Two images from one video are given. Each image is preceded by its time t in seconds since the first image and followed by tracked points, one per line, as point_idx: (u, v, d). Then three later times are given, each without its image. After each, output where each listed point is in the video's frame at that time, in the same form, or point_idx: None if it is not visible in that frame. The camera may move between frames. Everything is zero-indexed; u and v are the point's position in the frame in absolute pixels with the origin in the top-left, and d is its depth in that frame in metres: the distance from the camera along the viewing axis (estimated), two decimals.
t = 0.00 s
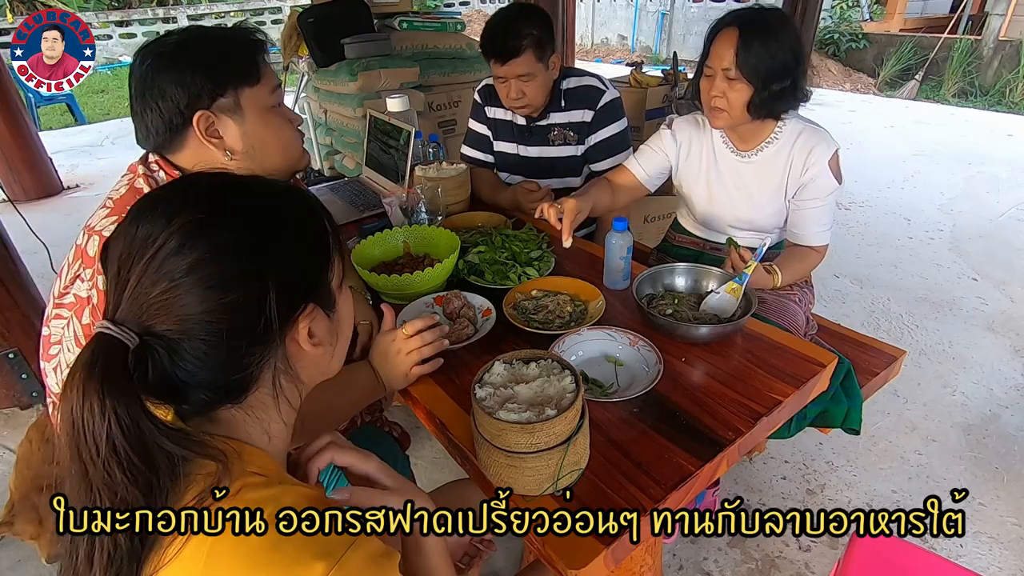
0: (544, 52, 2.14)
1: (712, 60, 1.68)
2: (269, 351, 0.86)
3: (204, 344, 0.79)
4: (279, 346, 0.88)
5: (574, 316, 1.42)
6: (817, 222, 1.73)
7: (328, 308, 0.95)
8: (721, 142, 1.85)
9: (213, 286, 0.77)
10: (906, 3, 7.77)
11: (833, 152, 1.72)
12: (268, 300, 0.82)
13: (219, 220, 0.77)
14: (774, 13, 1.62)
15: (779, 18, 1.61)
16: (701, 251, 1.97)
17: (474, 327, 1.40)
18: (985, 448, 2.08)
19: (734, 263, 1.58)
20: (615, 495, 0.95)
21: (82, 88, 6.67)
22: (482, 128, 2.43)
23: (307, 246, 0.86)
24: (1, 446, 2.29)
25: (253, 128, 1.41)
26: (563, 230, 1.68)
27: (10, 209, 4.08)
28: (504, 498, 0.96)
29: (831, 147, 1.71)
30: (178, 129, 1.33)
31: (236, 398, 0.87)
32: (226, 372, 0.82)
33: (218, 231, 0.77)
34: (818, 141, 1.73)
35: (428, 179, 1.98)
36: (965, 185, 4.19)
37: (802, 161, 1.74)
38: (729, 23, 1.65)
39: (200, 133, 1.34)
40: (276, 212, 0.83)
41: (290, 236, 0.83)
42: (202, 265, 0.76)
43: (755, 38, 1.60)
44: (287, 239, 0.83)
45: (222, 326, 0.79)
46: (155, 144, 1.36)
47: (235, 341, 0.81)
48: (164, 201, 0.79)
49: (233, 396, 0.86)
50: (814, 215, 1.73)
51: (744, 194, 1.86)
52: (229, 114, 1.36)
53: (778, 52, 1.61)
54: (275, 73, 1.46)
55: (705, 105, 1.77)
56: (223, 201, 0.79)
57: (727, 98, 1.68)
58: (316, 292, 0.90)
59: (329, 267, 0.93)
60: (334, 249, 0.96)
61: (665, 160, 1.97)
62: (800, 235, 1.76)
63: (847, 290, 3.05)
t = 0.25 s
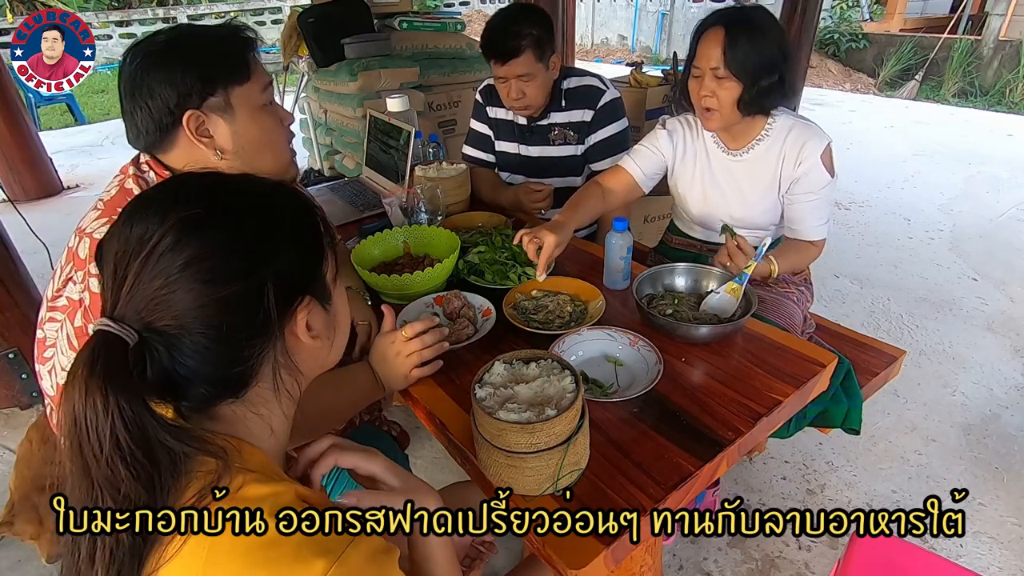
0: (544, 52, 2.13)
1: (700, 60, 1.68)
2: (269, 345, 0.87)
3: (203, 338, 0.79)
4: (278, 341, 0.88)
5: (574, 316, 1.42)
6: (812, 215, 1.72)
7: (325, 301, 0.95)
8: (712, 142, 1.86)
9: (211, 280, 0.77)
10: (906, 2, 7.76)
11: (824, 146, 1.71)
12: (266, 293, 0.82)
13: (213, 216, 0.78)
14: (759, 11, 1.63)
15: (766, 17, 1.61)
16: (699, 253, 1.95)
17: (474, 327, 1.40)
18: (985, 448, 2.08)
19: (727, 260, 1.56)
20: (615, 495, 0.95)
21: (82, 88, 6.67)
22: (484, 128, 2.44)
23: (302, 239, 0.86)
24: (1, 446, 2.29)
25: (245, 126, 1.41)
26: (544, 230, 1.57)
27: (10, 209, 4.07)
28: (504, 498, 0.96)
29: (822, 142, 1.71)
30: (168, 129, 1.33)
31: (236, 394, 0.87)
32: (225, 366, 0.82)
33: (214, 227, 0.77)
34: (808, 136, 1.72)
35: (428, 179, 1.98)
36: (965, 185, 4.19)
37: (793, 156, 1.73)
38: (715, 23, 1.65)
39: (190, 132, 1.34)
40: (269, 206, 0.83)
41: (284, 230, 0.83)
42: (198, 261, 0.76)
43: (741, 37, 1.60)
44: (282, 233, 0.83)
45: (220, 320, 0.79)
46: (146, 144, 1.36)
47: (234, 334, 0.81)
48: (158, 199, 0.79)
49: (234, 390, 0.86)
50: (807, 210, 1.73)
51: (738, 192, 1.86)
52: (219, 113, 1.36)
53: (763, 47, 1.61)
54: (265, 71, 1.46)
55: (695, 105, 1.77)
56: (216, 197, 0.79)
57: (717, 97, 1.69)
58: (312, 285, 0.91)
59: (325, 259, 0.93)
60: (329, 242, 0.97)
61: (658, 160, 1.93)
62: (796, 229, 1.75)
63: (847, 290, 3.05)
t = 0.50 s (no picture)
0: (549, 54, 2.14)
1: (697, 61, 1.68)
2: (278, 341, 0.87)
3: (213, 334, 0.78)
4: (285, 337, 0.88)
5: (574, 316, 1.42)
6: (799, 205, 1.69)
7: (332, 297, 0.95)
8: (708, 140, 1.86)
9: (221, 277, 0.77)
10: (906, 3, 7.75)
11: (819, 138, 1.74)
12: (275, 289, 0.82)
13: (220, 214, 0.78)
14: (753, 8, 1.63)
15: (761, 13, 1.62)
16: (697, 255, 1.94)
17: (474, 327, 1.40)
18: (985, 448, 2.08)
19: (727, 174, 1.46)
20: (615, 495, 0.95)
21: (81, 88, 6.65)
22: (485, 129, 2.43)
23: (307, 235, 0.86)
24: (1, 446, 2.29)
25: (234, 121, 1.41)
26: (539, 236, 1.54)
27: (10, 209, 4.07)
28: (504, 499, 0.96)
29: (816, 135, 1.74)
30: (157, 126, 1.33)
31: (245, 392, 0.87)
32: (236, 362, 0.82)
33: (223, 224, 0.77)
34: (802, 129, 1.75)
35: (428, 179, 1.98)
36: (965, 185, 4.19)
37: (785, 149, 1.76)
38: (711, 22, 1.65)
39: (179, 129, 1.34)
40: (276, 203, 0.83)
41: (289, 226, 0.83)
42: (208, 258, 0.76)
43: (738, 34, 1.61)
44: (287, 228, 0.83)
45: (230, 316, 0.79)
46: (136, 143, 1.36)
47: (243, 330, 0.81)
48: (165, 198, 0.79)
49: (243, 387, 0.86)
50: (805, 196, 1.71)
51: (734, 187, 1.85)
52: (208, 109, 1.35)
53: (760, 44, 1.62)
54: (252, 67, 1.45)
55: (694, 107, 1.78)
56: (222, 196, 0.80)
57: (718, 96, 1.69)
58: (320, 280, 0.91)
59: (330, 256, 0.93)
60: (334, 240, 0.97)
61: (656, 160, 1.92)
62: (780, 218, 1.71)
63: (847, 290, 3.05)
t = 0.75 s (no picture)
0: (552, 55, 2.14)
1: (690, 61, 1.68)
2: (286, 339, 0.87)
3: (222, 333, 0.79)
4: (294, 335, 0.88)
5: (574, 316, 1.42)
6: (790, 196, 1.68)
7: (338, 295, 0.95)
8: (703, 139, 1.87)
9: (230, 276, 0.77)
10: (906, 3, 7.74)
11: (813, 134, 1.74)
12: (283, 287, 0.82)
13: (227, 213, 0.78)
14: (748, 8, 1.62)
15: (754, 12, 1.61)
16: (696, 255, 1.94)
17: (474, 327, 1.40)
18: (986, 448, 2.08)
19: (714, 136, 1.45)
20: (615, 495, 0.95)
21: (80, 87, 6.64)
22: (486, 129, 2.43)
23: (312, 233, 0.86)
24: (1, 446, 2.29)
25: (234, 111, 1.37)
26: (535, 246, 1.53)
27: (10, 209, 4.07)
28: (504, 499, 0.96)
29: (811, 131, 1.74)
30: (155, 115, 1.25)
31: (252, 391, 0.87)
32: (245, 360, 0.82)
33: (231, 223, 0.77)
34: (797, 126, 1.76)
35: (428, 179, 1.98)
36: (965, 185, 4.19)
37: (780, 145, 1.76)
38: (703, 22, 1.65)
39: (179, 118, 1.27)
40: (282, 202, 0.83)
41: (294, 225, 0.83)
42: (216, 257, 0.76)
43: (731, 34, 1.60)
44: (292, 227, 0.83)
45: (238, 315, 0.79)
46: (128, 134, 1.26)
47: (252, 329, 0.81)
48: (172, 199, 0.79)
49: (251, 385, 0.86)
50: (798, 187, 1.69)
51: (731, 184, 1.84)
52: (207, 98, 1.30)
53: (754, 43, 1.62)
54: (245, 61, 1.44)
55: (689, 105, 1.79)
56: (228, 195, 0.80)
57: (712, 95, 1.70)
58: (326, 279, 0.91)
59: (336, 254, 0.93)
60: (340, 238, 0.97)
61: (653, 160, 1.93)
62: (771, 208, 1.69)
63: (847, 290, 3.05)
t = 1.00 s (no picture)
0: (552, 56, 2.13)
1: (684, 62, 1.68)
2: (291, 339, 0.87)
3: (227, 333, 0.79)
4: (299, 335, 0.88)
5: (574, 316, 1.42)
6: (788, 196, 1.68)
7: (343, 294, 0.95)
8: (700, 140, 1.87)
9: (235, 276, 0.77)
10: (906, 2, 7.72)
11: (810, 134, 1.74)
12: (288, 287, 0.82)
13: (231, 213, 0.78)
14: (740, 9, 1.63)
15: (747, 13, 1.61)
16: (696, 255, 1.94)
17: (474, 327, 1.40)
18: (986, 448, 2.08)
19: (698, 155, 1.48)
20: (615, 495, 0.95)
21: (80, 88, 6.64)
22: (486, 129, 2.43)
23: (315, 233, 0.86)
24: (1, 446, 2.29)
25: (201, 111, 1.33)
26: (530, 248, 1.52)
27: (10, 209, 4.07)
28: (504, 498, 0.96)
29: (807, 131, 1.74)
30: (129, 109, 1.20)
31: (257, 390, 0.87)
32: (250, 360, 0.82)
33: (235, 222, 0.77)
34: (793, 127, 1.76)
35: (428, 179, 1.98)
36: (965, 185, 4.19)
37: (776, 145, 1.76)
38: (695, 24, 1.66)
39: (154, 113, 1.23)
40: (285, 201, 0.83)
41: (297, 224, 0.83)
42: (221, 257, 0.76)
43: (723, 35, 1.60)
44: (295, 227, 0.83)
45: (243, 315, 0.79)
46: (97, 128, 1.20)
47: (257, 329, 0.81)
48: (176, 199, 0.79)
49: (257, 385, 0.86)
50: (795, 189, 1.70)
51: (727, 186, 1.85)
52: (182, 96, 1.27)
53: (747, 43, 1.62)
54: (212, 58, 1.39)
55: (684, 105, 1.79)
56: (232, 196, 0.79)
57: (706, 96, 1.70)
58: (331, 278, 0.91)
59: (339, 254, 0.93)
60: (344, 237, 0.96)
61: (650, 159, 1.92)
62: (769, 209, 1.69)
63: (847, 290, 3.05)
